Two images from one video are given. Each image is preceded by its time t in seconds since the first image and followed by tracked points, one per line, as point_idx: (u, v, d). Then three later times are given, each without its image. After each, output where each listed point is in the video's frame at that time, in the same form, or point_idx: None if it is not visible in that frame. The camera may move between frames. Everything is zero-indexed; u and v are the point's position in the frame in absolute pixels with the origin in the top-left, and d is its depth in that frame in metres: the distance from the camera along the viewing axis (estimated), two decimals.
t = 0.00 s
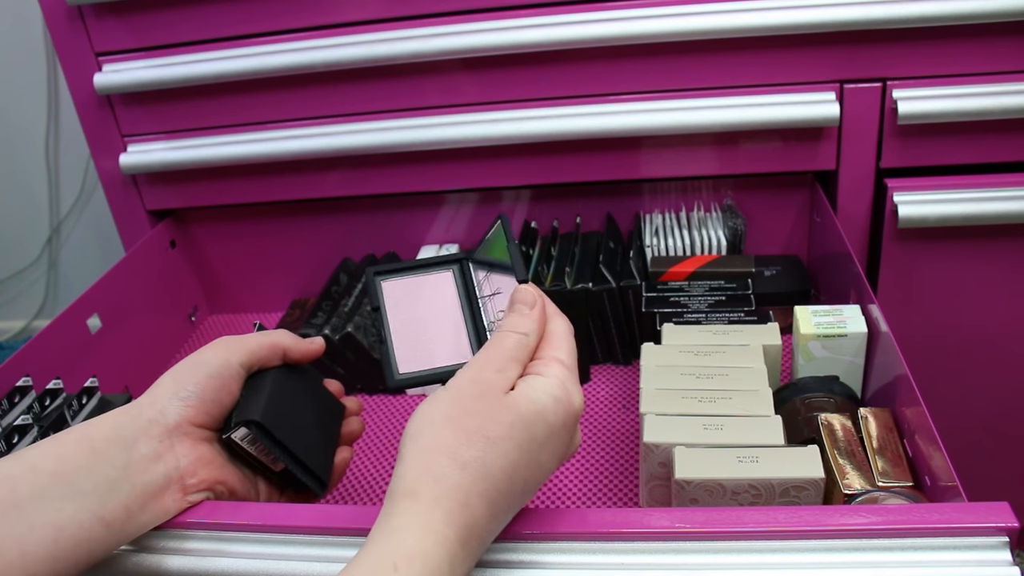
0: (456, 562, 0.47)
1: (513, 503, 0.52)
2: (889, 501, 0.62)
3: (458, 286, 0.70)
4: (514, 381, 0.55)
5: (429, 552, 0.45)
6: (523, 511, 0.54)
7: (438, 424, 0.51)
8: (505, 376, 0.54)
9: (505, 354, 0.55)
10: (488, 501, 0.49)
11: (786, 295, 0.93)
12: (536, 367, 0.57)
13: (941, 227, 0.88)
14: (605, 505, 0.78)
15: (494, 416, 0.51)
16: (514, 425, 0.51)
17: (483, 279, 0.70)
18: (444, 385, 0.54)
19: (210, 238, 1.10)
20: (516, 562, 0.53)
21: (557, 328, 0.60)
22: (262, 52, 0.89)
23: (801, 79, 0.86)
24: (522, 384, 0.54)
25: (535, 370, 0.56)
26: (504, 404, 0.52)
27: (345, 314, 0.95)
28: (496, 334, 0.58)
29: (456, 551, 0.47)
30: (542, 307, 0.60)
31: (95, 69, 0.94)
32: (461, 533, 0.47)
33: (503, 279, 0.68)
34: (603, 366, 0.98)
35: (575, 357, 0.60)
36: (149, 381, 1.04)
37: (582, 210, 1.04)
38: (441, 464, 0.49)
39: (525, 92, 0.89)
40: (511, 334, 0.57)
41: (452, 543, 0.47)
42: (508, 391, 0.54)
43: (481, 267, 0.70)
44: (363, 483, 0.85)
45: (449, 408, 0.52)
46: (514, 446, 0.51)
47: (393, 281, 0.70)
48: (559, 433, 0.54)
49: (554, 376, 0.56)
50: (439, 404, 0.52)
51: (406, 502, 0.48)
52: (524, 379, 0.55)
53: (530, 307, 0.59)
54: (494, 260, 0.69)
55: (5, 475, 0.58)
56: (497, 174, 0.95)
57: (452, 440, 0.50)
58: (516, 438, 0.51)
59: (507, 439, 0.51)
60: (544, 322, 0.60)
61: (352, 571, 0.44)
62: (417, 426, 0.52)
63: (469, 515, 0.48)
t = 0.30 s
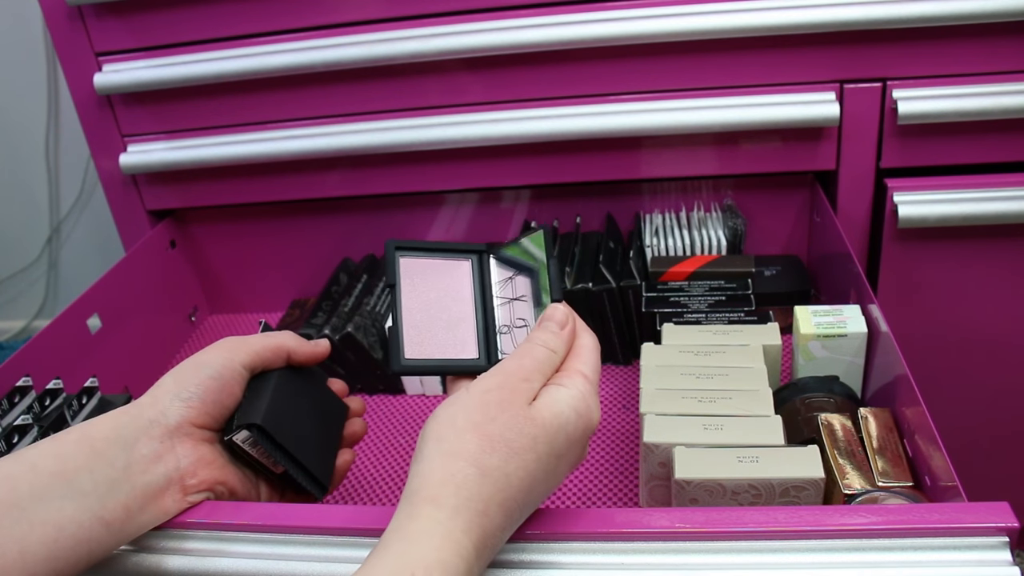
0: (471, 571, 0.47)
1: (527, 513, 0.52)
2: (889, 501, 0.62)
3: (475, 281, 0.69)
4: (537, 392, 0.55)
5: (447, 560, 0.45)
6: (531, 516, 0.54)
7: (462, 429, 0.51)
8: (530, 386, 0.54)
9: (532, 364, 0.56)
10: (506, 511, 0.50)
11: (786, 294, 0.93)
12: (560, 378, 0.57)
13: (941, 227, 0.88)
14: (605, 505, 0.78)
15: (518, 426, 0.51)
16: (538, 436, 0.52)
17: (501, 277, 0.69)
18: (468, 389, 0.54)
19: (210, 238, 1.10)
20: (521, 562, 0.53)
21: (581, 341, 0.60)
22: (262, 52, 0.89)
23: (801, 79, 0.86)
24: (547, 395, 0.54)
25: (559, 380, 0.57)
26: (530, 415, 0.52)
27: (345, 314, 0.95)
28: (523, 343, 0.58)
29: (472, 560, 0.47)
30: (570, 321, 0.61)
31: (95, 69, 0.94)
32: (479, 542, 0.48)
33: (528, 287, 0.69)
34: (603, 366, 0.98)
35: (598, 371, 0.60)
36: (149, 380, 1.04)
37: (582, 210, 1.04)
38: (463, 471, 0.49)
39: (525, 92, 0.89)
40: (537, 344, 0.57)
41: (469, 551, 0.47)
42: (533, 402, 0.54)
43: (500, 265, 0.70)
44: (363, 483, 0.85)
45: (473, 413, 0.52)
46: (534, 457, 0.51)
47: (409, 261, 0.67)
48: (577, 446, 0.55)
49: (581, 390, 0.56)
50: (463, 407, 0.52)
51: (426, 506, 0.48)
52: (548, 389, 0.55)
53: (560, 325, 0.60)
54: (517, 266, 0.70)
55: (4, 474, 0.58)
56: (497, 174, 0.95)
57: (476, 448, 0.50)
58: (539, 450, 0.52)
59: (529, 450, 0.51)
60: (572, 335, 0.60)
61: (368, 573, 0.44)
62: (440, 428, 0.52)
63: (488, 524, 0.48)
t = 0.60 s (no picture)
0: (473, 567, 0.47)
1: (527, 508, 0.52)
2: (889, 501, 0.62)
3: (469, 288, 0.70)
4: (535, 389, 0.55)
5: (448, 556, 0.45)
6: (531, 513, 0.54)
7: (462, 424, 0.51)
8: (528, 382, 0.54)
9: (530, 362, 0.56)
10: (507, 505, 0.50)
11: (786, 295, 0.93)
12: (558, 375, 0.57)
13: (941, 227, 0.88)
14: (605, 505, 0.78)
15: (517, 421, 0.51)
16: (537, 431, 0.52)
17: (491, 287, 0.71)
18: (467, 385, 0.54)
19: (210, 237, 1.10)
20: (523, 562, 0.53)
21: (578, 341, 0.60)
22: (261, 52, 0.89)
23: (802, 79, 0.86)
24: (545, 391, 0.54)
25: (557, 377, 0.57)
26: (529, 410, 0.52)
27: (345, 314, 0.95)
28: (519, 345, 0.58)
29: (474, 555, 0.47)
30: (567, 323, 0.61)
31: (94, 69, 0.94)
32: (481, 537, 0.48)
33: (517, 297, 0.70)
34: (603, 366, 0.98)
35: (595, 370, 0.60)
36: (149, 380, 1.04)
37: (582, 210, 1.04)
38: (464, 466, 0.49)
39: (525, 92, 0.89)
40: (535, 344, 0.57)
41: (471, 546, 0.47)
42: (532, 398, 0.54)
43: (491, 279, 0.71)
44: (363, 483, 0.85)
45: (472, 408, 0.52)
46: (534, 451, 0.51)
47: (410, 258, 0.67)
48: (576, 442, 0.55)
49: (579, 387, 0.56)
50: (462, 404, 0.52)
51: (427, 502, 0.47)
52: (547, 385, 0.55)
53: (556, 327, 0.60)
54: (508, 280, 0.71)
55: (5, 474, 0.58)
56: (497, 174, 0.95)
57: (476, 443, 0.50)
58: (538, 445, 0.52)
59: (529, 445, 0.51)
60: (569, 337, 0.60)
61: (371, 571, 0.44)
62: (439, 425, 0.51)
63: (489, 519, 0.48)
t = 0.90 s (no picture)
0: (467, 560, 0.47)
1: (522, 500, 0.52)
2: (889, 501, 0.62)
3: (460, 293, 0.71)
4: (529, 382, 0.55)
5: (442, 549, 0.45)
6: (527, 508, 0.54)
7: (454, 419, 0.51)
8: (521, 376, 0.54)
9: (523, 356, 0.55)
10: (501, 497, 0.50)
11: (787, 294, 0.93)
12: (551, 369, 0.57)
13: (941, 227, 0.88)
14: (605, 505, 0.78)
15: (509, 413, 0.51)
16: (531, 423, 0.52)
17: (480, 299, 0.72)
18: (459, 379, 0.54)
19: (210, 237, 1.10)
20: (524, 562, 0.53)
21: (572, 335, 0.60)
22: (261, 52, 0.89)
23: (801, 79, 0.86)
24: (538, 384, 0.54)
25: (551, 371, 0.56)
26: (521, 403, 0.52)
27: (345, 314, 0.95)
28: (513, 340, 0.58)
29: (469, 548, 0.47)
30: (560, 320, 0.60)
31: (94, 69, 0.94)
32: (475, 529, 0.48)
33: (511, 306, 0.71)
34: (603, 366, 0.98)
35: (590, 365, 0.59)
36: (149, 380, 1.04)
37: (582, 210, 1.04)
38: (457, 460, 0.49)
39: (525, 92, 0.89)
40: (528, 339, 0.57)
41: (465, 539, 0.47)
42: (524, 390, 0.54)
43: (479, 292, 0.73)
44: (363, 483, 0.85)
45: (464, 402, 0.52)
46: (528, 443, 0.51)
47: (408, 255, 0.68)
48: (572, 434, 0.55)
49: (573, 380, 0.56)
50: (454, 398, 0.52)
51: (421, 496, 0.48)
52: (540, 378, 0.55)
53: (550, 324, 0.60)
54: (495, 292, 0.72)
55: (6, 474, 0.57)
56: (497, 174, 0.95)
57: (468, 437, 0.50)
58: (532, 437, 0.52)
59: (521, 437, 0.51)
60: (563, 332, 0.60)
61: (365, 566, 0.44)
62: (431, 419, 0.51)
63: (483, 511, 0.48)
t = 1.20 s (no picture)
0: (463, 563, 0.46)
1: (517, 500, 0.51)
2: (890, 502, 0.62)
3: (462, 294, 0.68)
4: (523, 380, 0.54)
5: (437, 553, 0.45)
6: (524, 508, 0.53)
7: (448, 422, 0.50)
8: (515, 375, 0.54)
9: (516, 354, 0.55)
10: (496, 499, 0.49)
11: (788, 294, 0.92)
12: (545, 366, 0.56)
13: (942, 226, 0.87)
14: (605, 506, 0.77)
15: (503, 414, 0.51)
16: (524, 423, 0.51)
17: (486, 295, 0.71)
18: (452, 382, 0.53)
19: (209, 237, 1.09)
20: (523, 563, 0.52)
21: (565, 331, 0.60)
22: (259, 51, 0.89)
23: (802, 78, 0.85)
24: (531, 382, 0.54)
25: (545, 368, 0.56)
26: (515, 402, 0.52)
27: (345, 314, 0.95)
28: (505, 336, 0.58)
29: (464, 551, 0.47)
30: (553, 315, 0.60)
31: (93, 68, 0.94)
32: (470, 532, 0.47)
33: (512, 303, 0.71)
34: (603, 366, 0.98)
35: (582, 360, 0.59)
36: (148, 380, 1.04)
37: (583, 210, 1.04)
38: (451, 464, 0.49)
39: (525, 91, 0.89)
40: (520, 337, 0.56)
41: (460, 542, 0.46)
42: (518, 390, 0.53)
43: (483, 289, 0.71)
44: (362, 483, 0.85)
45: (458, 405, 0.51)
46: (522, 444, 0.51)
47: (400, 264, 0.66)
48: (567, 432, 0.54)
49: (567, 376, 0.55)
50: (447, 401, 0.51)
51: (416, 501, 0.47)
52: (534, 377, 0.55)
53: (542, 316, 0.59)
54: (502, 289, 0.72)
55: (5, 474, 0.58)
56: (496, 174, 0.95)
57: (463, 439, 0.50)
58: (526, 437, 0.51)
59: (515, 437, 0.51)
60: (555, 325, 0.59)
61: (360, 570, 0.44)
62: (424, 423, 0.51)
63: (478, 514, 0.48)
